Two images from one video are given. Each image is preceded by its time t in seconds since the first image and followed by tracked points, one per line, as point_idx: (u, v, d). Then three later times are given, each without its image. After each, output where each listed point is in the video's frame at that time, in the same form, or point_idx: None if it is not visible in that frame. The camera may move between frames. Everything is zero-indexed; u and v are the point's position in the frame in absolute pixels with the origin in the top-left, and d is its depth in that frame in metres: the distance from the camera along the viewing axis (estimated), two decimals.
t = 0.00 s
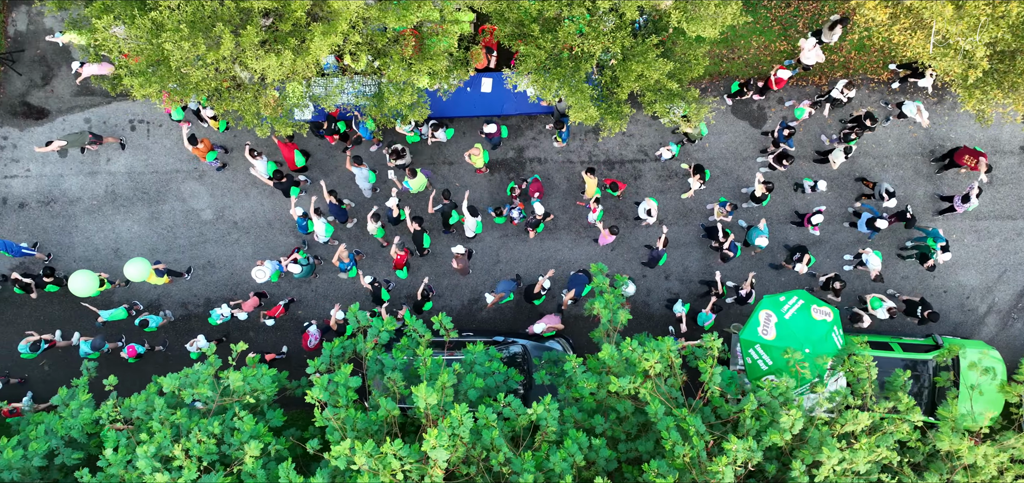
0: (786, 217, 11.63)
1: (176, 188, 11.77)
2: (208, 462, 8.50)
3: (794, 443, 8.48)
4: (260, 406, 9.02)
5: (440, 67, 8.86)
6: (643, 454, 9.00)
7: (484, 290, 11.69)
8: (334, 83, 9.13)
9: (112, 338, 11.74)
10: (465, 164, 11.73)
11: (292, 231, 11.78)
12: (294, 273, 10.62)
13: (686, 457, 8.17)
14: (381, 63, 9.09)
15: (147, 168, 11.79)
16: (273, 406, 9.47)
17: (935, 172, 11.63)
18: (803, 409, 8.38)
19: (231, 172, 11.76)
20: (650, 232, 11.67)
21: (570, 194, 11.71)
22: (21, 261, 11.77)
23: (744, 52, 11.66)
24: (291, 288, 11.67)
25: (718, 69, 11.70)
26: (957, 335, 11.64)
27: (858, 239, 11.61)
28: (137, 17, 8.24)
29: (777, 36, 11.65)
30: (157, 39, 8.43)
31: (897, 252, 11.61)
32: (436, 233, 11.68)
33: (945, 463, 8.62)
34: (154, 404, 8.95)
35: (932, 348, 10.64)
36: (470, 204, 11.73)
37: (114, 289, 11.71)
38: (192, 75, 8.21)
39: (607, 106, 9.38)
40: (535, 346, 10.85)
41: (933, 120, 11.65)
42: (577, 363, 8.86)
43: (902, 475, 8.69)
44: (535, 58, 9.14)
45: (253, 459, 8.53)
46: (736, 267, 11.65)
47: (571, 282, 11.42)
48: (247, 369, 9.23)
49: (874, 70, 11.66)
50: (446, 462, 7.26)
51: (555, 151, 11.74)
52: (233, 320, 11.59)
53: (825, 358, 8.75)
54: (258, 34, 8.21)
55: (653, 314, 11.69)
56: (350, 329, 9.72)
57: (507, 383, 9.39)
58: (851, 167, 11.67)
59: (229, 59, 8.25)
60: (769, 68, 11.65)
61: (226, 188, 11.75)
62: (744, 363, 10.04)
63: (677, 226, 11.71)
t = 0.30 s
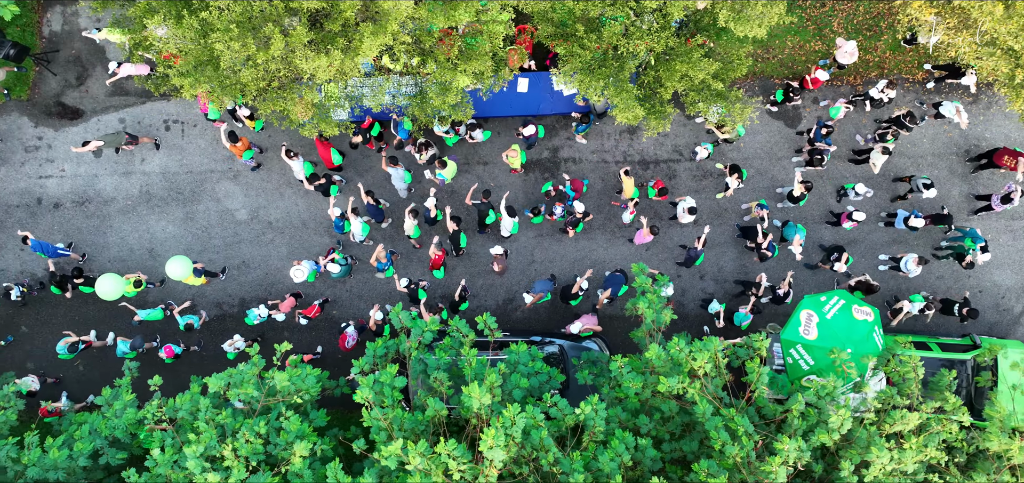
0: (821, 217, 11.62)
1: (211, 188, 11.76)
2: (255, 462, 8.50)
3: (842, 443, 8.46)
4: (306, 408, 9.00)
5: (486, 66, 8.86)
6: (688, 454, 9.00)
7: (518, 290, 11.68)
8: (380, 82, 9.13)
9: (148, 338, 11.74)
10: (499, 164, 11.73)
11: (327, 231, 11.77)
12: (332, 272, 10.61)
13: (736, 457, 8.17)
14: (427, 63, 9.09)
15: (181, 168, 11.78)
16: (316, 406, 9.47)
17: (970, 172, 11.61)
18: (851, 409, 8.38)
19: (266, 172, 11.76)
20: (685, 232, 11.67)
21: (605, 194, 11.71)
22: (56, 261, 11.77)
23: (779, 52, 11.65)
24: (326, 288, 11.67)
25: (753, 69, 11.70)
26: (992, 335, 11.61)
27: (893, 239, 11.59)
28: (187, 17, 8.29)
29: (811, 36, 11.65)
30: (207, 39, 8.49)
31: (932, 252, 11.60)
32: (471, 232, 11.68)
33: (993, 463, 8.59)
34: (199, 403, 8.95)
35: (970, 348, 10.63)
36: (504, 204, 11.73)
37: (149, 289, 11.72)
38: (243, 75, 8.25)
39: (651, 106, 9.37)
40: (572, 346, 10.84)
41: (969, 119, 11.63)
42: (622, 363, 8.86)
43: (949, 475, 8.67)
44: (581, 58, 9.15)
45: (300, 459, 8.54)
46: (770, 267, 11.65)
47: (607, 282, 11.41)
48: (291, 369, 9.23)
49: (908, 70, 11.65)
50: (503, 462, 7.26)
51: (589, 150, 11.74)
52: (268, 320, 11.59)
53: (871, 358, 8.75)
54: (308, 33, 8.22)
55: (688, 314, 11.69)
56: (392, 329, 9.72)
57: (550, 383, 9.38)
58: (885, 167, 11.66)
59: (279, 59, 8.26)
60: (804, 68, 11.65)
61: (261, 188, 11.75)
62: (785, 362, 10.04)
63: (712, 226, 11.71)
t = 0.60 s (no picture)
0: (856, 218, 11.62)
1: (246, 188, 11.75)
2: (303, 463, 8.51)
3: (890, 443, 8.45)
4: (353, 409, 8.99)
5: (532, 67, 8.88)
6: (733, 455, 9.00)
7: (554, 290, 11.69)
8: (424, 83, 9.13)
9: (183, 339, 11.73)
10: (534, 165, 11.73)
11: (362, 232, 11.77)
12: (370, 273, 10.60)
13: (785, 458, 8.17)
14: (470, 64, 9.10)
15: (217, 169, 11.77)
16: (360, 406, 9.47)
17: (1005, 173, 11.60)
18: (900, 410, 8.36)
19: (301, 173, 11.75)
20: (720, 233, 11.67)
21: (640, 195, 11.72)
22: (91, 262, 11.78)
23: (814, 53, 11.65)
24: (362, 289, 11.68)
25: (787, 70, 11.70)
26: None
27: (929, 239, 11.57)
28: (236, 18, 8.32)
29: (846, 37, 11.64)
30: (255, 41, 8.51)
31: (967, 253, 11.58)
32: (506, 233, 11.68)
33: None
34: (244, 404, 8.96)
35: (1008, 348, 10.61)
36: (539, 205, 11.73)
37: (184, 290, 11.72)
38: (292, 76, 8.26)
39: (695, 107, 9.37)
40: (609, 347, 10.85)
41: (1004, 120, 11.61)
42: (668, 364, 8.86)
43: (997, 476, 8.64)
44: (626, 59, 9.13)
45: (348, 460, 8.54)
46: (806, 267, 11.65)
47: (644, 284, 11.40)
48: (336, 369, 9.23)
49: (943, 71, 11.62)
50: (559, 463, 7.24)
51: (624, 151, 11.75)
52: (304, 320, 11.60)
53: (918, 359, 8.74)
54: (357, 35, 8.24)
55: (723, 315, 11.69)
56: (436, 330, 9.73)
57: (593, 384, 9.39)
58: (921, 167, 11.65)
59: (329, 60, 8.28)
60: (839, 69, 11.65)
61: (296, 189, 11.75)
62: (826, 364, 10.04)
63: (747, 227, 11.71)
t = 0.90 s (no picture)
0: (889, 216, 11.60)
1: (278, 186, 11.73)
2: (347, 460, 8.49)
3: (936, 441, 8.41)
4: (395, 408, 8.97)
5: (575, 65, 8.87)
6: (775, 453, 8.99)
7: (586, 288, 11.68)
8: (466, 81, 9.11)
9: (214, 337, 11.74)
10: (567, 162, 11.72)
11: (394, 230, 11.76)
12: (407, 270, 10.59)
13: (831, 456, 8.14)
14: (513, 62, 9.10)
15: (249, 167, 11.75)
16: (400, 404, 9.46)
17: None
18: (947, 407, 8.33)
19: (333, 171, 11.74)
20: (753, 231, 11.65)
21: (673, 193, 11.71)
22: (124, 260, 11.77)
23: (847, 50, 11.64)
24: (394, 287, 11.67)
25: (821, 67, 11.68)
26: None
27: (962, 237, 11.55)
28: (282, 16, 8.32)
29: (880, 34, 11.62)
30: (300, 38, 8.52)
31: (1001, 251, 11.55)
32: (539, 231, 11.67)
33: None
34: (286, 401, 8.95)
35: None
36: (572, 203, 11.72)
37: (217, 288, 11.71)
38: (340, 73, 8.26)
39: (736, 105, 9.36)
40: (643, 345, 10.85)
41: None
42: (712, 361, 8.85)
43: None
44: (668, 56, 9.15)
45: (392, 458, 8.53)
46: (839, 265, 11.63)
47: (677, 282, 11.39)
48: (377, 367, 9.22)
49: (977, 68, 11.60)
50: (612, 460, 7.23)
51: (657, 149, 11.74)
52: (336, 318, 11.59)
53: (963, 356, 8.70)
54: (404, 32, 8.23)
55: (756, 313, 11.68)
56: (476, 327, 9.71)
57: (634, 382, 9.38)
58: (954, 165, 11.63)
59: (376, 57, 8.27)
60: (873, 66, 11.63)
61: (328, 187, 11.74)
62: (864, 361, 10.01)
63: (780, 224, 11.69)
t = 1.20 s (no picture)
0: (923, 214, 11.59)
1: (312, 185, 11.72)
2: (392, 458, 8.48)
3: (984, 439, 8.37)
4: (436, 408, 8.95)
5: (619, 62, 8.84)
6: (819, 451, 8.96)
7: (620, 287, 11.66)
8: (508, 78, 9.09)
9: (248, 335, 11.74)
10: (601, 161, 11.71)
11: (427, 228, 11.74)
12: (443, 269, 10.55)
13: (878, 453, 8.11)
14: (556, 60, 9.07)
15: (282, 165, 11.74)
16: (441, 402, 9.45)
17: None
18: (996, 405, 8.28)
19: (367, 170, 11.73)
20: (787, 229, 11.64)
21: (706, 191, 11.70)
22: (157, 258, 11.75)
23: (881, 49, 11.63)
24: (427, 285, 11.66)
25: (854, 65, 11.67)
26: None
27: (997, 236, 11.52)
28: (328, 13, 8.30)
29: (914, 32, 11.60)
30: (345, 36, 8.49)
31: None
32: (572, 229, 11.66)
33: None
34: (330, 400, 8.93)
35: None
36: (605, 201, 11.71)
37: (250, 287, 11.70)
38: (387, 70, 8.24)
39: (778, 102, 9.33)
40: (679, 343, 10.83)
41: None
42: (756, 359, 8.83)
43: None
44: (711, 54, 9.23)
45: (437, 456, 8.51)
46: (873, 264, 11.60)
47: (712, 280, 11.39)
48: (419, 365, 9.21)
49: (1011, 66, 11.59)
50: (666, 458, 7.21)
51: (690, 147, 11.73)
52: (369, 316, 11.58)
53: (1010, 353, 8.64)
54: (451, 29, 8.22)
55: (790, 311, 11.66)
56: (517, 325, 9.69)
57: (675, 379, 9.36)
58: (988, 164, 11.61)
59: (423, 54, 8.25)
60: (907, 65, 11.61)
61: (362, 186, 11.73)
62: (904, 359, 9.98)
63: (814, 223, 11.68)
